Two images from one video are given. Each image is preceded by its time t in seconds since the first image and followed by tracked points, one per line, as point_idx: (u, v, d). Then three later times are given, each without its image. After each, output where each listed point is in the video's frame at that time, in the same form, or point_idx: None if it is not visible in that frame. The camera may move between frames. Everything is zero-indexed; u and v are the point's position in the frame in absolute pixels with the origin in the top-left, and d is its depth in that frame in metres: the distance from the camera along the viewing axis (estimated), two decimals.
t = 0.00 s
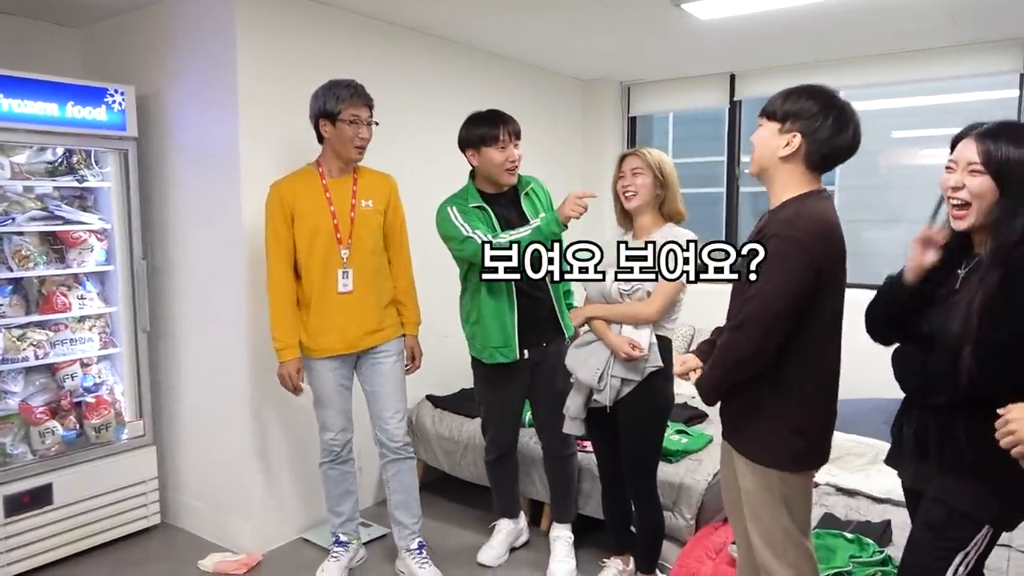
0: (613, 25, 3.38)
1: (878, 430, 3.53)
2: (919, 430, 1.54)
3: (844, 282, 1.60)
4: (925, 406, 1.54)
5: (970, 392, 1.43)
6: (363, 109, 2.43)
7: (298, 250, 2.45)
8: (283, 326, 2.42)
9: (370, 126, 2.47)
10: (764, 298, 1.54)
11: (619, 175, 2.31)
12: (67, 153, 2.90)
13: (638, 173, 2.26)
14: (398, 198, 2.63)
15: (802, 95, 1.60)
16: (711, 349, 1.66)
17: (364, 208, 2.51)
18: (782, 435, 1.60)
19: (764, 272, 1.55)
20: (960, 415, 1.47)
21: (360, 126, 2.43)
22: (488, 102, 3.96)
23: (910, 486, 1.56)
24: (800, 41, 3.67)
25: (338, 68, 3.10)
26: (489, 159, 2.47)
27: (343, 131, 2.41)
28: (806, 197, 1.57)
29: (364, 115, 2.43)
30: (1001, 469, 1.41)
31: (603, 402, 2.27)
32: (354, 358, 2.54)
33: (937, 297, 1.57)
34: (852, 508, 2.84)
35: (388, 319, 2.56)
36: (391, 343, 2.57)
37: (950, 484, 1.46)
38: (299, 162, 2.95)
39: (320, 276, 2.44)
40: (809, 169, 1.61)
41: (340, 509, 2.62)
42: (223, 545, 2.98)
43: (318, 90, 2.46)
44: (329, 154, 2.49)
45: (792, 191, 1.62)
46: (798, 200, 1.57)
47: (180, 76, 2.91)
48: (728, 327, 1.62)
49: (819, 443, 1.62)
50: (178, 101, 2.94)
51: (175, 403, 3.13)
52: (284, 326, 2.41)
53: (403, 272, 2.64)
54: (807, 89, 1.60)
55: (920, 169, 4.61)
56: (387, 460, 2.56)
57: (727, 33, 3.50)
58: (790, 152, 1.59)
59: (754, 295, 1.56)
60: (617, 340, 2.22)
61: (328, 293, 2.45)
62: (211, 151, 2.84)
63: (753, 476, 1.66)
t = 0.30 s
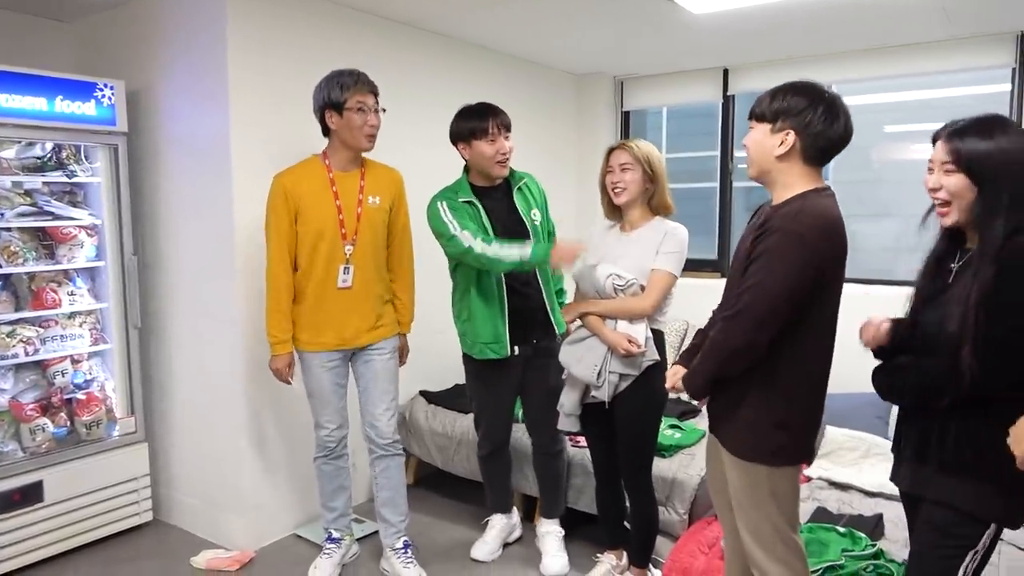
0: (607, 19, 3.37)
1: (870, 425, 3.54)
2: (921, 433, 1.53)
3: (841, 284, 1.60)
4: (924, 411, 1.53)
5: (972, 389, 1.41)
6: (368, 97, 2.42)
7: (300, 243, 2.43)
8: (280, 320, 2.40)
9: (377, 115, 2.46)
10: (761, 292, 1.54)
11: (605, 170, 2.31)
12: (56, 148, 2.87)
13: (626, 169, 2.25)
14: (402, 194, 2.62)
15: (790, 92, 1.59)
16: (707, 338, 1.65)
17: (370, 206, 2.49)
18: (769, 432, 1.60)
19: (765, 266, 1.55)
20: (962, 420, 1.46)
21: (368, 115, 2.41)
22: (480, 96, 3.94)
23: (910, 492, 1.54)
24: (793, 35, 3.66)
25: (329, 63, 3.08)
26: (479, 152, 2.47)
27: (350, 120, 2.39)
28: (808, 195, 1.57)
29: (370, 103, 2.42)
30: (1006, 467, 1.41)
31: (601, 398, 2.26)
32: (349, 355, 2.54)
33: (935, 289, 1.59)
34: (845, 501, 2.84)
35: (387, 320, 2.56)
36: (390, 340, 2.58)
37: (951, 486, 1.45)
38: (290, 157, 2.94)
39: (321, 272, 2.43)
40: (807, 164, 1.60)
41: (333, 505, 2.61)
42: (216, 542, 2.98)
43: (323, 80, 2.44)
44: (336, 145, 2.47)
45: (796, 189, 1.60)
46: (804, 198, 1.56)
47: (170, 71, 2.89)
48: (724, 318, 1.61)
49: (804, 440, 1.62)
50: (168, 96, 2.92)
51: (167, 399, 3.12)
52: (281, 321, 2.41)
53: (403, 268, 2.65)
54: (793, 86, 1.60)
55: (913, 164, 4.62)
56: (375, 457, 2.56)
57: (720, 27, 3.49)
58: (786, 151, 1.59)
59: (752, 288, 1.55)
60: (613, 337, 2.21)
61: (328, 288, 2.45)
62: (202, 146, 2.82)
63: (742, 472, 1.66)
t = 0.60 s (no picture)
0: (602, 16, 3.36)
1: (863, 423, 3.55)
2: (908, 432, 1.54)
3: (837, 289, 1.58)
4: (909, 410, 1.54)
5: (954, 389, 1.41)
6: (364, 80, 2.41)
7: (308, 233, 2.40)
8: (297, 315, 2.37)
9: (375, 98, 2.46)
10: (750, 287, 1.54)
11: (603, 166, 2.29)
12: (48, 143, 2.85)
13: (621, 166, 2.25)
14: (404, 182, 2.63)
15: (790, 89, 1.59)
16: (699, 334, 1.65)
17: (377, 189, 2.50)
18: (764, 429, 1.60)
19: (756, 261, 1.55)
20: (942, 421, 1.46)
21: (364, 98, 2.41)
22: (474, 93, 3.93)
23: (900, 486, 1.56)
24: (788, 33, 3.67)
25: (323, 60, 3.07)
26: (487, 135, 2.48)
27: (347, 104, 2.39)
28: (803, 195, 1.57)
29: (365, 86, 2.41)
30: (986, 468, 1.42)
31: (596, 396, 2.26)
32: (364, 347, 2.51)
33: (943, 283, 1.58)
34: (838, 499, 2.85)
35: (402, 309, 2.54)
36: (399, 340, 2.57)
37: (934, 486, 1.47)
38: (283, 153, 2.92)
39: (335, 260, 2.41)
40: (800, 162, 1.60)
41: (329, 503, 2.60)
42: (209, 540, 2.97)
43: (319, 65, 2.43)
44: (335, 130, 2.47)
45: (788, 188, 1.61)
46: (798, 197, 1.56)
47: (162, 66, 2.87)
48: (716, 314, 1.61)
49: (797, 437, 1.62)
50: (160, 92, 2.90)
51: (159, 396, 3.10)
52: (297, 315, 2.37)
53: (411, 257, 2.64)
54: (793, 82, 1.60)
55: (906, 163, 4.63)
56: (374, 456, 2.56)
57: (716, 25, 3.49)
58: (780, 148, 1.59)
59: (741, 282, 1.57)
60: (609, 333, 2.21)
61: (342, 273, 2.42)
62: (195, 143, 2.80)
63: (735, 469, 1.66)
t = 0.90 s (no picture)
0: (596, 15, 3.37)
1: (858, 420, 3.57)
2: (902, 425, 1.55)
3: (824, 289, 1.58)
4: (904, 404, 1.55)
5: (934, 382, 1.42)
6: (378, 78, 2.40)
7: (323, 233, 2.38)
8: (310, 316, 2.33)
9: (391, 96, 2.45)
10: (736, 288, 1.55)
11: (607, 164, 2.29)
12: (41, 144, 2.85)
13: (630, 164, 2.26)
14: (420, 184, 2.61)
15: (759, 89, 1.60)
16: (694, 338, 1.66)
17: (392, 189, 2.48)
18: (762, 428, 1.60)
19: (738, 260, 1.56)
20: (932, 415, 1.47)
21: (380, 96, 2.39)
22: (469, 92, 3.93)
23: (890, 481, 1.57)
24: (782, 31, 3.68)
25: (316, 59, 3.06)
26: (490, 130, 2.48)
27: (364, 103, 2.38)
28: (781, 190, 1.57)
29: (381, 84, 2.40)
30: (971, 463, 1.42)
31: (589, 392, 2.26)
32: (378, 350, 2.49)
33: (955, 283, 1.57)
34: (833, 496, 2.86)
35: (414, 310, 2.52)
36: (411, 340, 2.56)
37: (921, 481, 1.48)
38: (277, 152, 2.92)
39: (349, 259, 2.39)
40: (780, 158, 1.61)
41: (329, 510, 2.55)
42: (205, 540, 2.96)
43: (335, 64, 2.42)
44: (355, 131, 2.44)
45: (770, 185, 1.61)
46: (776, 193, 1.57)
47: (156, 66, 2.87)
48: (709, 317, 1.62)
49: (795, 435, 1.62)
50: (154, 92, 2.89)
51: (154, 396, 3.10)
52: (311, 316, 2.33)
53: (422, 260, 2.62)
54: (762, 82, 1.61)
55: (900, 160, 4.65)
56: (378, 457, 2.56)
57: (710, 24, 3.50)
58: (760, 147, 1.59)
59: (733, 283, 1.55)
60: (603, 329, 2.21)
61: (357, 273, 2.39)
62: (188, 142, 2.80)
63: (732, 467, 1.66)
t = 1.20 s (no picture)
0: (592, 14, 3.38)
1: (853, 417, 3.58)
2: (897, 420, 1.57)
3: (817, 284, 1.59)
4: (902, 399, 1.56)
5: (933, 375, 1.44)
6: (404, 69, 2.36)
7: (344, 230, 2.32)
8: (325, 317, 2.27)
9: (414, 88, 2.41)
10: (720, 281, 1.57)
11: (596, 164, 2.30)
12: (36, 144, 2.84)
13: (619, 162, 2.26)
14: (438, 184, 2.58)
15: (723, 94, 1.62)
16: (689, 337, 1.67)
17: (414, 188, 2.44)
18: (762, 422, 1.60)
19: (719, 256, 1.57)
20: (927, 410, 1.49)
21: (405, 87, 2.35)
22: (465, 91, 3.94)
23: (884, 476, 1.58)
24: (777, 30, 3.69)
25: (311, 58, 3.06)
26: (497, 131, 2.49)
27: (390, 94, 2.33)
28: (757, 184, 1.59)
29: (405, 75, 2.36)
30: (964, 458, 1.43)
31: (586, 391, 2.26)
32: (395, 355, 2.45)
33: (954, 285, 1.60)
34: (829, 494, 2.88)
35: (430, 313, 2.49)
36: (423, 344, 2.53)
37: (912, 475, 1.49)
38: (273, 152, 2.92)
39: (373, 257, 2.34)
40: (754, 156, 1.62)
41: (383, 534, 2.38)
42: (202, 540, 2.96)
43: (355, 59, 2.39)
44: (378, 122, 2.39)
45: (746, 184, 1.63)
46: (752, 187, 1.59)
47: (151, 66, 2.86)
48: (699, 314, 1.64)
49: (801, 428, 1.62)
50: (149, 92, 2.89)
51: (151, 397, 3.10)
52: (325, 317, 2.28)
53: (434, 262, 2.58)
54: (726, 86, 1.63)
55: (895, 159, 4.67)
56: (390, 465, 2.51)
57: (706, 23, 3.51)
58: (731, 149, 1.61)
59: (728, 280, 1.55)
60: (601, 326, 2.22)
61: (379, 272, 2.34)
62: (184, 142, 2.80)
63: (735, 467, 1.68)
